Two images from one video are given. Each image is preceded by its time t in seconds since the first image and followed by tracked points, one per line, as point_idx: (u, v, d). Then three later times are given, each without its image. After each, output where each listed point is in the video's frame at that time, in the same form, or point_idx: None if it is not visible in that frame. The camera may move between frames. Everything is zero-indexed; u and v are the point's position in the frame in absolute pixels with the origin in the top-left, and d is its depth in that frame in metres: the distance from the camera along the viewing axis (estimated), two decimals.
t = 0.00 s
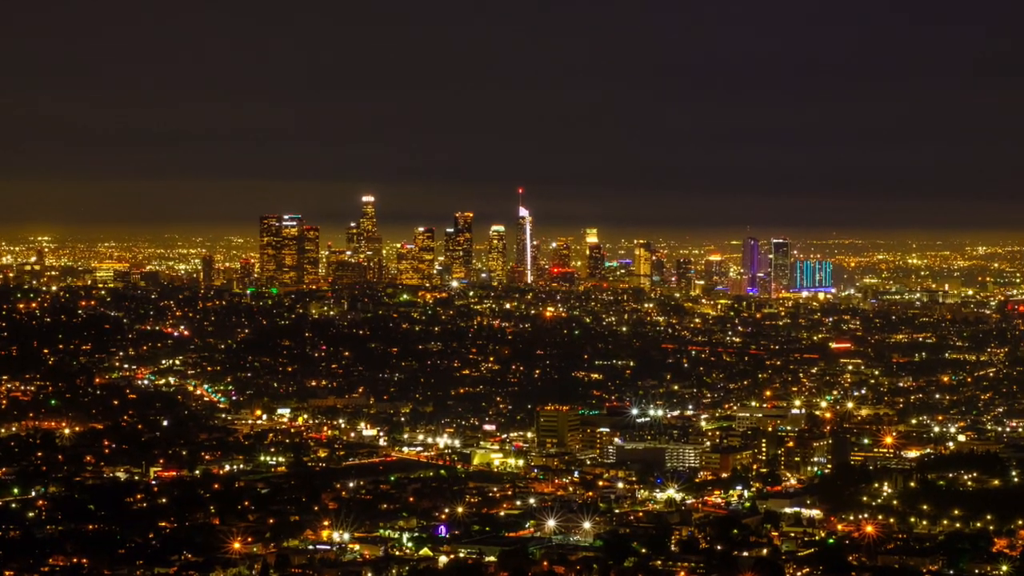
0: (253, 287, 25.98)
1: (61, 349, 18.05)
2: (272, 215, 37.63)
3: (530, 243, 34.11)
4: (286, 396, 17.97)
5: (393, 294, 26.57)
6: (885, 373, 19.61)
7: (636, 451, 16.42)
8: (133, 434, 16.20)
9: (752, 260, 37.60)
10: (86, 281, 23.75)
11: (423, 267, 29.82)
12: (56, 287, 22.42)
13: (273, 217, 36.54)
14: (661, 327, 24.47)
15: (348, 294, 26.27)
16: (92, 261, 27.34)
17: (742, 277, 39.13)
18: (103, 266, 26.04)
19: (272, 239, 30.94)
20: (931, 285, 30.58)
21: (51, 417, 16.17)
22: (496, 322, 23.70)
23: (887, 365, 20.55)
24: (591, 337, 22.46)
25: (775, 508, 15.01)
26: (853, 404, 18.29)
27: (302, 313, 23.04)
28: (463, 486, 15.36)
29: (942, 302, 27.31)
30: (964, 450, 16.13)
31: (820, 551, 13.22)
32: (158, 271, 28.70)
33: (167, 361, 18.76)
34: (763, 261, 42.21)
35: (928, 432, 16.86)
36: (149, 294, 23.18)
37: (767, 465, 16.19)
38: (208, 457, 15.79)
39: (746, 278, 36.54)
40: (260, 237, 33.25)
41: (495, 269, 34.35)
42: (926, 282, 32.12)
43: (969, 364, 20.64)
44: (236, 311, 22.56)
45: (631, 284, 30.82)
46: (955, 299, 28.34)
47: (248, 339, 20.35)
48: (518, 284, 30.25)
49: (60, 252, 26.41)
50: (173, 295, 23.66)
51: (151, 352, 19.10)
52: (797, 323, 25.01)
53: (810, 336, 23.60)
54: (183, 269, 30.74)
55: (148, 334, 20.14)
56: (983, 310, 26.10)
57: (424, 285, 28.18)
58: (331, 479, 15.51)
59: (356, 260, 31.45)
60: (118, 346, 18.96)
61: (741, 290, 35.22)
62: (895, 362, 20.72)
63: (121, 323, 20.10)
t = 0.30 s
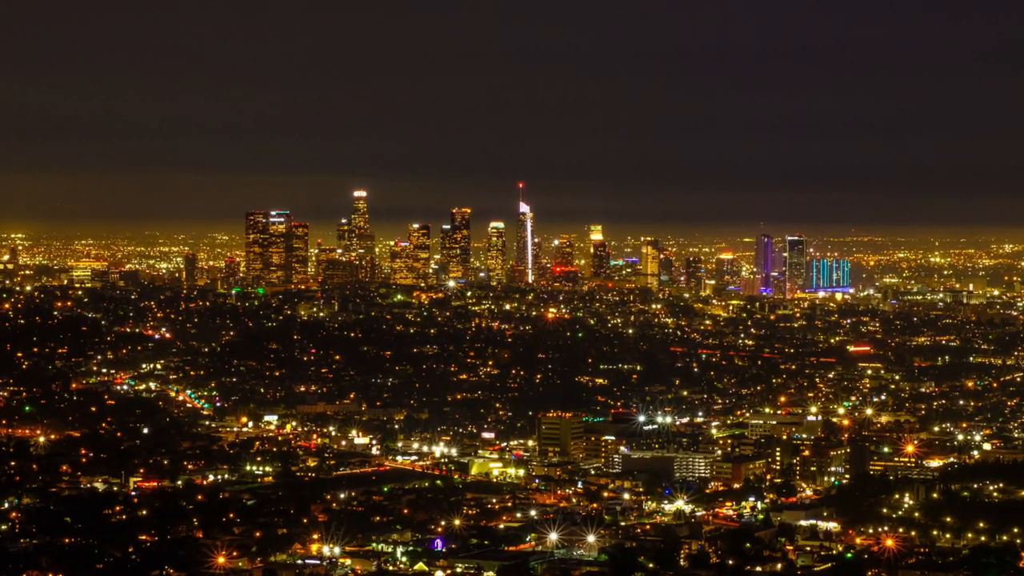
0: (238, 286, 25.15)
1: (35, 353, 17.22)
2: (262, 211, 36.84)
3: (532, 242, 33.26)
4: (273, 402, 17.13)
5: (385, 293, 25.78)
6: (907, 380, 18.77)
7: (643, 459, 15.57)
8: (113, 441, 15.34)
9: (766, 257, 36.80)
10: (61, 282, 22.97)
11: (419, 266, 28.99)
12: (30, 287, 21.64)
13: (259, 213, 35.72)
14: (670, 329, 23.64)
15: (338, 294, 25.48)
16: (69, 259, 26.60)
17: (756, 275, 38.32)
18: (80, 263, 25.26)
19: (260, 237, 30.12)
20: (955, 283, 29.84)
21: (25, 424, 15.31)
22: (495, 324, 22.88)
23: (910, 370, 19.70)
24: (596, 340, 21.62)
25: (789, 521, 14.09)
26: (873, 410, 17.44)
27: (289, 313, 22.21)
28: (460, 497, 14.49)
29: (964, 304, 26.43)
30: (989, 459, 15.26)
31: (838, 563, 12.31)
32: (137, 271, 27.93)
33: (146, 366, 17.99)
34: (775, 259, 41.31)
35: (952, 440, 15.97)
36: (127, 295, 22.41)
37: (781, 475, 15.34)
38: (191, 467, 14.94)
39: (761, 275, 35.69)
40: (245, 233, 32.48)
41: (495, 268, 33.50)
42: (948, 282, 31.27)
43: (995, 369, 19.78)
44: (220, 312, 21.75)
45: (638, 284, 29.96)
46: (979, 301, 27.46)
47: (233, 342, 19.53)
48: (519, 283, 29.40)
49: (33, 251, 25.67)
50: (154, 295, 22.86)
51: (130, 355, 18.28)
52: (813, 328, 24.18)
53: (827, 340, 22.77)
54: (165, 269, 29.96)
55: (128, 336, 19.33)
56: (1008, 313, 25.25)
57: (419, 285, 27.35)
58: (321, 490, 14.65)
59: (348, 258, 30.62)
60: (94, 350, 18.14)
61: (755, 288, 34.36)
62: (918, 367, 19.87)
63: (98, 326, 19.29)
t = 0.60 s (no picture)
0: (221, 286, 24.53)
1: (9, 356, 16.46)
2: (251, 209, 36.15)
3: (533, 241, 32.52)
4: (259, 409, 16.38)
5: (376, 292, 25.10)
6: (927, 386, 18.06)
7: (649, 469, 14.81)
8: (92, 449, 14.57)
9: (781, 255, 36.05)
10: (36, 282, 22.31)
11: (414, 265, 28.23)
12: (4, 287, 20.98)
13: (246, 208, 34.96)
14: (678, 331, 22.89)
15: (328, 294, 24.80)
16: (45, 257, 26.00)
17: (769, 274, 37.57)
18: (57, 262, 24.64)
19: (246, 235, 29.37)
20: (976, 283, 29.08)
21: None
22: (495, 325, 22.13)
23: (931, 375, 18.96)
24: (600, 343, 20.85)
25: (805, 533, 13.25)
26: (891, 416, 16.68)
27: (277, 314, 21.49)
28: (457, 508, 13.70)
29: (987, 305, 25.64)
30: (1015, 468, 14.47)
31: None
32: (117, 270, 27.22)
33: (127, 369, 17.22)
34: (788, 259, 40.52)
35: (974, 449, 15.20)
36: (104, 296, 21.73)
37: (796, 485, 14.57)
38: (174, 476, 14.16)
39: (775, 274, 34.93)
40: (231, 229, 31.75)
41: (494, 267, 32.70)
42: (968, 281, 30.50)
43: (1020, 374, 19.02)
44: (204, 313, 21.04)
45: (644, 284, 29.18)
46: (1003, 302, 26.68)
47: (218, 345, 18.79)
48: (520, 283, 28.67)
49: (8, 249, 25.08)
50: (135, 296, 22.16)
51: (109, 358, 17.54)
52: (829, 330, 23.44)
53: (844, 342, 22.02)
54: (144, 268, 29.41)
55: (108, 339, 18.60)
56: None
57: (414, 285, 26.59)
58: (310, 500, 13.85)
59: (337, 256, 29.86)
60: (71, 352, 17.39)
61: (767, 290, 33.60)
62: (940, 371, 19.12)
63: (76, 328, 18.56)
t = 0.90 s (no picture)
0: (208, 287, 23.97)
1: None
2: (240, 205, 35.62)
3: (534, 239, 31.88)
4: (245, 415, 15.73)
5: (368, 293, 24.49)
6: (948, 391, 17.32)
7: (656, 479, 14.12)
8: (70, 458, 13.87)
9: (795, 253, 35.41)
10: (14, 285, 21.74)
11: (409, 265, 27.60)
12: None
13: (231, 204, 34.41)
14: (687, 333, 22.23)
15: (318, 294, 24.18)
16: (23, 257, 25.49)
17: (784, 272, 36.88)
18: (33, 263, 24.22)
19: (232, 233, 28.76)
20: (997, 283, 28.35)
21: None
22: (494, 327, 21.46)
23: (952, 380, 18.25)
24: (605, 346, 20.18)
25: (820, 546, 12.52)
26: (911, 423, 15.97)
27: (266, 316, 20.86)
28: (454, 519, 12.97)
29: (1011, 306, 24.92)
30: None
31: None
32: (98, 271, 26.78)
33: (108, 374, 16.58)
34: (803, 257, 39.88)
35: (996, 457, 14.48)
36: (85, 296, 21.11)
37: (810, 495, 13.88)
38: (157, 485, 13.46)
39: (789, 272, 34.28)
40: (218, 226, 31.23)
41: (494, 267, 32.06)
42: (988, 279, 29.77)
43: None
44: (189, 315, 20.43)
45: (652, 284, 28.52)
46: None
47: (203, 348, 18.17)
48: (520, 282, 28.06)
49: None
50: (116, 296, 21.61)
51: (89, 362, 16.90)
52: (846, 333, 22.74)
53: (860, 345, 21.33)
54: (127, 269, 28.96)
55: (88, 340, 17.97)
56: None
57: (410, 285, 25.96)
58: (299, 511, 13.12)
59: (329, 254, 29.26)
60: (48, 356, 16.75)
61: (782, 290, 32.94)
62: (962, 376, 18.42)
63: (55, 330, 17.93)
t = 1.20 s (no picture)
0: (192, 287, 23.45)
1: None
2: (226, 202, 35.09)
3: (536, 237, 31.27)
4: (232, 421, 15.12)
5: (361, 293, 23.92)
6: (968, 397, 16.71)
7: (663, 488, 13.51)
8: (48, 466, 13.23)
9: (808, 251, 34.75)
10: None
11: (403, 264, 27.02)
12: None
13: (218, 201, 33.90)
14: (695, 335, 21.60)
15: (308, 294, 23.61)
16: None
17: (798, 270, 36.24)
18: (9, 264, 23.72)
19: (220, 232, 28.22)
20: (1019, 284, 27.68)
21: None
22: (494, 329, 20.85)
23: (974, 385, 17.61)
24: (609, 348, 19.56)
25: (835, 558, 11.83)
26: (930, 429, 15.36)
27: (253, 317, 20.29)
28: (451, 531, 12.30)
29: None
30: None
31: None
32: (76, 270, 26.33)
33: (89, 379, 15.98)
34: (818, 254, 39.23)
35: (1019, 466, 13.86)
36: (66, 297, 20.54)
37: (824, 504, 13.27)
38: (140, 495, 12.82)
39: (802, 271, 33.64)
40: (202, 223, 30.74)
41: (492, 264, 31.48)
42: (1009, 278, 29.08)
43: None
44: (174, 317, 19.85)
45: (658, 285, 27.89)
46: None
47: (187, 352, 17.59)
48: (520, 282, 27.46)
49: None
50: (96, 296, 21.05)
51: (69, 366, 16.30)
52: (861, 336, 22.11)
53: (877, 349, 20.70)
54: (106, 266, 28.50)
55: (68, 343, 17.38)
56: None
57: (405, 286, 25.35)
58: (289, 521, 12.46)
59: (320, 252, 28.67)
60: (26, 359, 16.16)
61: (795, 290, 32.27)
62: (983, 381, 17.79)
63: (34, 333, 17.35)
